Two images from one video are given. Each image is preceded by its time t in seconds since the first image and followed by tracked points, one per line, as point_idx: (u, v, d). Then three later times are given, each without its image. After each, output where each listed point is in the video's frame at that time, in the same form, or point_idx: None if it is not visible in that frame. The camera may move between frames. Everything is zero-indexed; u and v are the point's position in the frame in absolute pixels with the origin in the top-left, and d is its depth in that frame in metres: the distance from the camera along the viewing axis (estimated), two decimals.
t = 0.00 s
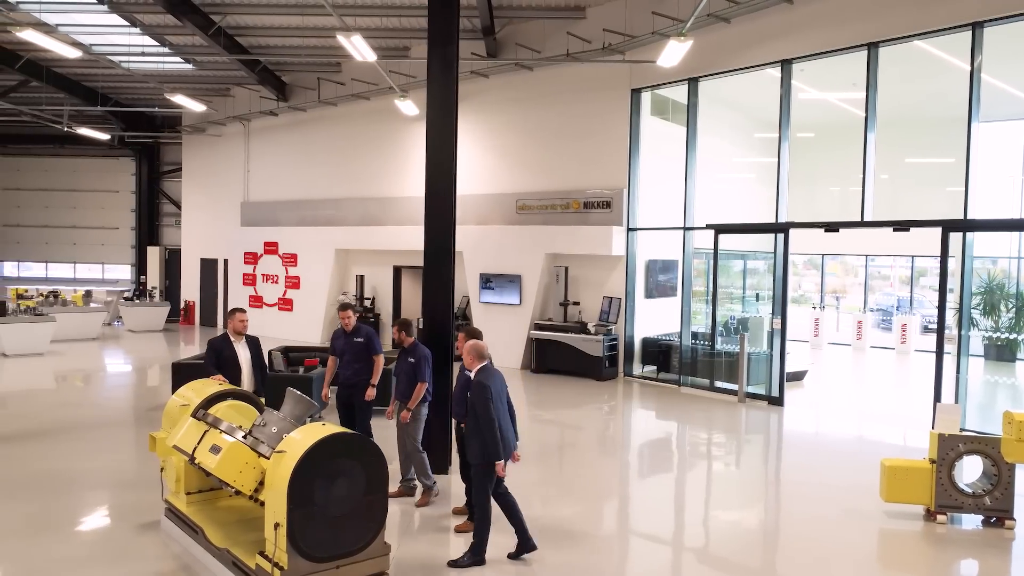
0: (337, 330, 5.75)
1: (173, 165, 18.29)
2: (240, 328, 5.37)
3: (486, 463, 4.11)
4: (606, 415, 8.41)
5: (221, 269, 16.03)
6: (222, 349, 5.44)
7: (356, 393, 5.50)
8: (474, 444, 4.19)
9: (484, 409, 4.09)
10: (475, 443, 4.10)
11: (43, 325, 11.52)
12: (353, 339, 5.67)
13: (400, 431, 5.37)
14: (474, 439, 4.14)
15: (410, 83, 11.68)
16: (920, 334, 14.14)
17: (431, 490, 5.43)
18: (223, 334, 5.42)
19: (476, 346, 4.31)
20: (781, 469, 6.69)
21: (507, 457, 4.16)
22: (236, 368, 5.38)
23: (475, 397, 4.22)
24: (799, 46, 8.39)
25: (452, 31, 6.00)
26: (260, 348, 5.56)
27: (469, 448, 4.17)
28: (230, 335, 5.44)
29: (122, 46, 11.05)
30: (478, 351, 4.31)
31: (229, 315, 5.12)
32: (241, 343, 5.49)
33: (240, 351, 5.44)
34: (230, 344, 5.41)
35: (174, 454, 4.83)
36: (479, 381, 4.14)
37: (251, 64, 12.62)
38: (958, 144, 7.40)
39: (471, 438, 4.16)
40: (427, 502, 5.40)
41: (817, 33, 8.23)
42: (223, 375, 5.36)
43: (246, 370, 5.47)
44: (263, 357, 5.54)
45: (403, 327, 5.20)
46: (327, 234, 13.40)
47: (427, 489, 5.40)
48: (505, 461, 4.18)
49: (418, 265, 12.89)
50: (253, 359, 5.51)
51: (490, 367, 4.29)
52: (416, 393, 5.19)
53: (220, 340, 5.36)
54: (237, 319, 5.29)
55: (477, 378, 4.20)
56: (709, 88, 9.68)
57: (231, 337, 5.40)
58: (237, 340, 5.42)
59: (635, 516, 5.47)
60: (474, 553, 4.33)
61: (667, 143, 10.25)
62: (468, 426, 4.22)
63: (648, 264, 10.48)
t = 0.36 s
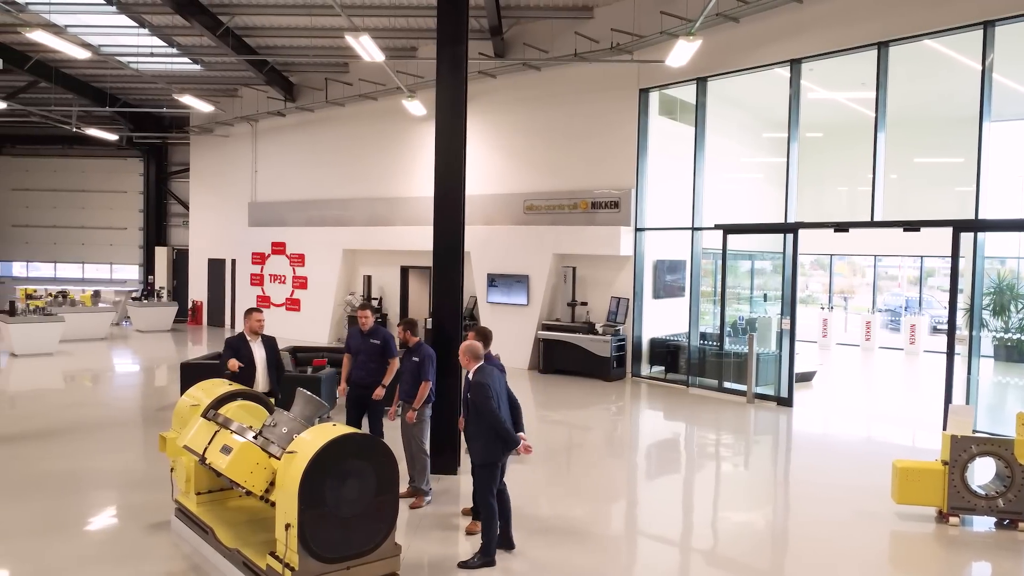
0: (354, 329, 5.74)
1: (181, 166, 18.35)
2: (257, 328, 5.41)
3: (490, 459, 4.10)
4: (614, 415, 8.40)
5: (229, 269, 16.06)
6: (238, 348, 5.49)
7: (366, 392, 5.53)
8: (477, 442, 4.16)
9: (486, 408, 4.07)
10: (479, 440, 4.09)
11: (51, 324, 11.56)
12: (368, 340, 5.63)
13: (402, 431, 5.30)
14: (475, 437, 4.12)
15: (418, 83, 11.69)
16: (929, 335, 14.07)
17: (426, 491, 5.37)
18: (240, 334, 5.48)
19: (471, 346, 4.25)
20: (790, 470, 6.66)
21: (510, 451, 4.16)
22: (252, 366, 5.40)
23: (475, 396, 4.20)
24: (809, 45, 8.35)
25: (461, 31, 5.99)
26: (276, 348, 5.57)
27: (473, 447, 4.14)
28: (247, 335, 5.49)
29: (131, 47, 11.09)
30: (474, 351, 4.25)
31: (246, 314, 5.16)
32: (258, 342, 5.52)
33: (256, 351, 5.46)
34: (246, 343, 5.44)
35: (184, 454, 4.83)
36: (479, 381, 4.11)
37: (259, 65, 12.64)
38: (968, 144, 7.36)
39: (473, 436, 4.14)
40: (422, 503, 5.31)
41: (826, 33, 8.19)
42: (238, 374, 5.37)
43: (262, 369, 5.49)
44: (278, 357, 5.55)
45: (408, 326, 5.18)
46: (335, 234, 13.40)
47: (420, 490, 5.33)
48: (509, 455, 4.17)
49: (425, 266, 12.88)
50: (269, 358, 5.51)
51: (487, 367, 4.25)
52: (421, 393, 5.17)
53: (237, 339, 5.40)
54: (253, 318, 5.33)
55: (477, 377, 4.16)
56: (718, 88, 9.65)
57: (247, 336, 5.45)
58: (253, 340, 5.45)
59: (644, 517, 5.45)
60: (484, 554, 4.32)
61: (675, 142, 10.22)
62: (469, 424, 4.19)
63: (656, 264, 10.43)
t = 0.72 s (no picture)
0: (361, 328, 5.72)
1: (188, 166, 18.39)
2: (289, 328, 5.49)
3: (503, 456, 4.08)
4: (621, 416, 8.38)
5: (236, 270, 16.09)
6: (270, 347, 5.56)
7: (377, 391, 5.55)
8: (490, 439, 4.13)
9: (502, 405, 4.06)
10: (493, 436, 4.08)
11: (60, 324, 11.60)
12: (380, 340, 5.62)
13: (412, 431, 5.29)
14: (490, 435, 4.10)
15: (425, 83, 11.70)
16: (938, 335, 14.00)
17: (438, 491, 5.36)
18: (273, 333, 5.55)
19: (486, 345, 4.24)
20: (799, 471, 6.64)
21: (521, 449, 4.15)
22: (283, 367, 5.49)
23: (490, 394, 4.19)
24: (819, 45, 8.33)
25: (472, 30, 5.98)
26: (307, 347, 5.62)
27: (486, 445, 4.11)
28: (280, 335, 5.56)
29: (140, 48, 11.12)
30: (489, 350, 4.24)
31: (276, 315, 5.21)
32: (289, 341, 5.58)
33: (288, 350, 5.54)
34: (278, 343, 5.52)
35: (195, 454, 4.82)
36: (496, 379, 4.11)
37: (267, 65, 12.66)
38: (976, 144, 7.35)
39: (487, 434, 4.11)
40: (433, 502, 5.31)
41: (835, 32, 8.17)
42: (270, 374, 5.46)
43: (293, 369, 5.57)
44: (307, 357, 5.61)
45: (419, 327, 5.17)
46: (342, 235, 13.41)
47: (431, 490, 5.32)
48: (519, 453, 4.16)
49: (432, 266, 12.89)
50: (300, 358, 5.58)
51: (501, 365, 4.25)
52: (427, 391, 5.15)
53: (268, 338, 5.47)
54: (283, 319, 5.38)
55: (493, 375, 4.15)
56: (726, 88, 9.61)
57: (280, 336, 5.53)
58: (284, 339, 5.52)
59: (655, 518, 5.43)
60: (496, 554, 4.30)
61: (683, 143, 10.20)
62: (482, 421, 4.17)
63: (664, 264, 10.43)
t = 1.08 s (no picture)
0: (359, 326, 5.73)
1: (192, 166, 18.40)
2: (311, 326, 5.51)
3: (517, 451, 4.09)
4: (626, 416, 8.37)
5: (241, 270, 16.09)
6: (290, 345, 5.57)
7: (381, 391, 5.54)
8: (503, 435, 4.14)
9: (515, 400, 4.08)
10: (506, 432, 4.09)
11: (66, 323, 11.61)
12: (379, 336, 5.62)
13: (422, 429, 5.30)
14: (502, 431, 4.11)
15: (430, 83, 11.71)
16: (944, 336, 13.98)
17: (445, 491, 5.35)
18: (294, 331, 5.54)
19: (498, 341, 4.27)
20: (806, 471, 6.63)
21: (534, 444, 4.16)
22: (303, 366, 5.51)
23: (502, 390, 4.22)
24: (825, 45, 8.31)
25: (479, 29, 5.98)
26: (326, 347, 5.65)
27: (499, 440, 4.11)
28: (301, 333, 5.56)
29: (146, 48, 11.14)
30: (501, 347, 4.26)
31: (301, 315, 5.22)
32: (309, 340, 5.61)
33: (308, 349, 5.56)
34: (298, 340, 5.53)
35: (204, 453, 4.82)
36: (509, 373, 4.14)
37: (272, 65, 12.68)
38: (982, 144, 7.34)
39: (500, 429, 4.12)
40: (441, 501, 5.30)
41: (841, 32, 8.17)
42: (289, 373, 5.49)
43: (311, 368, 5.58)
44: (325, 356, 5.63)
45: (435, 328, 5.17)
46: (346, 235, 13.41)
47: (439, 489, 5.31)
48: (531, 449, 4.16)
49: (437, 265, 12.89)
50: (319, 358, 5.60)
51: (513, 361, 4.28)
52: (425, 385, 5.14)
53: (289, 335, 5.49)
54: (306, 317, 5.41)
55: (505, 371, 4.18)
56: (732, 87, 9.61)
57: (301, 334, 5.54)
58: (305, 338, 5.54)
59: (663, 518, 5.41)
60: (519, 547, 4.39)
61: (689, 142, 10.18)
62: (494, 417, 4.18)
63: (669, 264, 10.41)
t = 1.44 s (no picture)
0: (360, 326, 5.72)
1: (194, 165, 18.40)
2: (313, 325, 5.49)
3: (522, 450, 4.09)
4: (629, 415, 8.37)
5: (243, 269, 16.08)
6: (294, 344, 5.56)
7: (385, 389, 5.52)
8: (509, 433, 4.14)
9: (523, 399, 4.07)
10: (511, 430, 4.08)
11: (69, 322, 11.61)
12: (382, 336, 5.61)
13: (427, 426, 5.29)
14: (508, 429, 4.10)
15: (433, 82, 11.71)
16: (946, 335, 13.97)
17: (451, 489, 5.34)
18: (296, 330, 5.53)
19: (509, 340, 4.24)
20: (809, 470, 6.62)
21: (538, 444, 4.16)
22: (306, 364, 5.50)
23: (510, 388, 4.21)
24: (829, 44, 8.31)
25: (484, 28, 5.97)
26: (330, 346, 5.64)
27: (504, 438, 4.11)
28: (304, 331, 5.55)
29: (148, 46, 11.14)
30: (512, 345, 4.23)
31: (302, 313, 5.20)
32: (312, 339, 5.60)
33: (311, 348, 5.54)
34: (301, 339, 5.51)
35: (210, 451, 4.81)
36: (518, 373, 4.13)
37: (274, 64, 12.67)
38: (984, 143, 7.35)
39: (506, 428, 4.11)
40: (447, 499, 5.31)
41: (845, 31, 8.16)
42: (293, 371, 5.47)
43: (314, 366, 5.56)
44: (329, 354, 5.61)
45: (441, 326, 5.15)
46: (348, 234, 13.40)
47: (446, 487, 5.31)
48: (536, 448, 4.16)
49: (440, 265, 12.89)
50: (322, 357, 5.59)
51: (524, 360, 4.25)
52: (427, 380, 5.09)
53: (292, 334, 5.48)
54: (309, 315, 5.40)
55: (514, 370, 4.17)
56: (735, 86, 9.60)
57: (304, 332, 5.52)
58: (308, 336, 5.52)
59: (668, 517, 5.41)
60: (525, 546, 4.40)
61: (692, 141, 10.18)
62: (500, 415, 4.17)
63: (672, 263, 10.42)
